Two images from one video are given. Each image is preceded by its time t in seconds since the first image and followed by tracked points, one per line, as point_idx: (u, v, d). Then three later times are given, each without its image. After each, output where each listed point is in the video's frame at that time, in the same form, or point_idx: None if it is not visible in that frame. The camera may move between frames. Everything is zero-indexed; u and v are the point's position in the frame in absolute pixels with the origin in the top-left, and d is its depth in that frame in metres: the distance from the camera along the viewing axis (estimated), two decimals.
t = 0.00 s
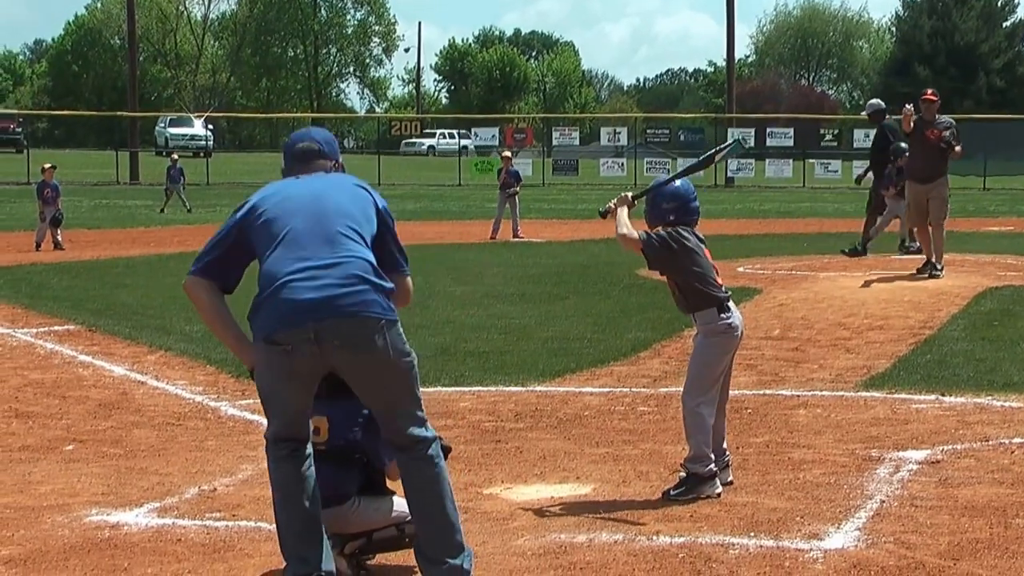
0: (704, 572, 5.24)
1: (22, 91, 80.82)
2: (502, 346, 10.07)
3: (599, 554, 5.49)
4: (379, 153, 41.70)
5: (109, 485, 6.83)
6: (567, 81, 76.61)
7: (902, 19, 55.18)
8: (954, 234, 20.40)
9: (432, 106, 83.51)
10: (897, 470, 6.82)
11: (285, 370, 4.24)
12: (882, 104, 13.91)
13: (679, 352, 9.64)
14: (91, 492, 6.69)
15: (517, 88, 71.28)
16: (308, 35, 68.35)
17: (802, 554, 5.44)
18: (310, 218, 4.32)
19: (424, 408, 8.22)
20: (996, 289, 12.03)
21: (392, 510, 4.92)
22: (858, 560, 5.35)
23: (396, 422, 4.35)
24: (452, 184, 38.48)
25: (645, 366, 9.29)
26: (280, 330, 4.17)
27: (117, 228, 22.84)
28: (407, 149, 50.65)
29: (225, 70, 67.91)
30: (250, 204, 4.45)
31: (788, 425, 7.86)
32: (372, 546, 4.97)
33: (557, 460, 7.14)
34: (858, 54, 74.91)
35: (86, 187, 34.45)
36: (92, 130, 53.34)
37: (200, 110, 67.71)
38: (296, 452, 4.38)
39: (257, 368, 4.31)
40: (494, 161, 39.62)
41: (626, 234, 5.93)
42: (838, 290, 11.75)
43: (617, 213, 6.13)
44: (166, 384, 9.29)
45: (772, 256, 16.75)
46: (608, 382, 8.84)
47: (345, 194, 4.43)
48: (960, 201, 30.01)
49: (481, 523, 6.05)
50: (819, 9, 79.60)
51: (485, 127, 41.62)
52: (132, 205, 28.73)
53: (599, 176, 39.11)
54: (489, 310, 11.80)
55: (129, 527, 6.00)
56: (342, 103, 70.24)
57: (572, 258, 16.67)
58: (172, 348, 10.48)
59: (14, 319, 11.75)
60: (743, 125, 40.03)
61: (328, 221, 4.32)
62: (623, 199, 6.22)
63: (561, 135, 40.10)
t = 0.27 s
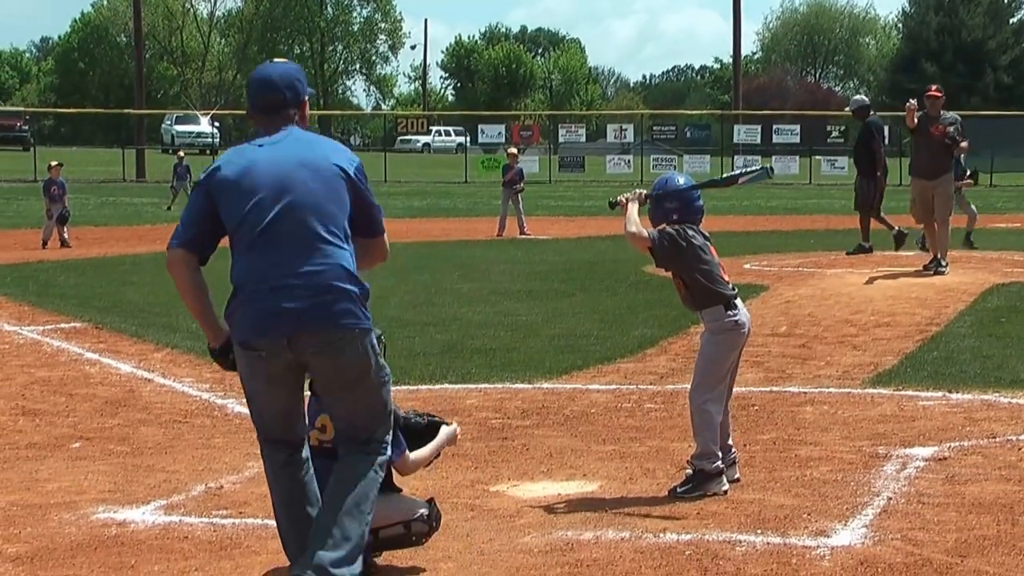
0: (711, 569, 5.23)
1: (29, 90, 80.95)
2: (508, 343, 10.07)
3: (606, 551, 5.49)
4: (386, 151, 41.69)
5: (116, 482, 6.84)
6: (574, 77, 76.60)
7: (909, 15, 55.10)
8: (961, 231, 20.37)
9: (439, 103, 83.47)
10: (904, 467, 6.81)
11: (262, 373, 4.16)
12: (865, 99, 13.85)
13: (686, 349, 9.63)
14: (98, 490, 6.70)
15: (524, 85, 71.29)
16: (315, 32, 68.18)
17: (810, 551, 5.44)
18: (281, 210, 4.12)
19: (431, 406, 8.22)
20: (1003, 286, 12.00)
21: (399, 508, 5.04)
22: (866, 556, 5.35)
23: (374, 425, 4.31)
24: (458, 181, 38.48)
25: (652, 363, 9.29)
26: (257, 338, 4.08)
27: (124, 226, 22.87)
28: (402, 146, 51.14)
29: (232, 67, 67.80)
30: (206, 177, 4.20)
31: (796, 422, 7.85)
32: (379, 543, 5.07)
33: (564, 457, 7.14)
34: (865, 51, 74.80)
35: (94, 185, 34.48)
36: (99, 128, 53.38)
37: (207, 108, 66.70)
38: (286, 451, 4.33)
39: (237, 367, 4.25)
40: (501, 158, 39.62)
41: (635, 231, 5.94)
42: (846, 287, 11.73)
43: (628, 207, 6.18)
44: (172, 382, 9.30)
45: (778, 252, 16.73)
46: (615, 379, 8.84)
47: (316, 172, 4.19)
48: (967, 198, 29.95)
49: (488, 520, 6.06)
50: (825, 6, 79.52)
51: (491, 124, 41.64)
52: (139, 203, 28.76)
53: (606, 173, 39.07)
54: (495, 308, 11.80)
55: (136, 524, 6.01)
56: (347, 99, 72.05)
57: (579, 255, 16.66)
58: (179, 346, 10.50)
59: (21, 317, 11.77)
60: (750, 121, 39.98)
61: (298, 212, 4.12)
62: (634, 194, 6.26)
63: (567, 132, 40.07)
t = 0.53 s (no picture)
0: (718, 566, 5.23)
1: (36, 88, 81.13)
2: (514, 339, 10.08)
3: (613, 548, 5.49)
4: (392, 148, 41.74)
5: (124, 479, 6.86)
6: (580, 75, 76.62)
7: (916, 12, 55.03)
8: (967, 227, 20.32)
9: (445, 100, 83.48)
10: (910, 464, 6.81)
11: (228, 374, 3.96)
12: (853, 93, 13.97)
13: (693, 346, 9.63)
14: (106, 487, 6.71)
15: (531, 82, 71.44)
16: (321, 29, 69.27)
17: (817, 548, 5.43)
18: (245, 200, 3.81)
19: (437, 403, 8.22)
20: (1010, 282, 11.99)
21: (403, 506, 5.05)
22: (873, 553, 5.35)
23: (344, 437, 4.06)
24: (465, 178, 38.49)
25: (659, 359, 9.29)
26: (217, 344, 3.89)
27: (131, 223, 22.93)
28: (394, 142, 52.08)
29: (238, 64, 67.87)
30: (172, 155, 3.90)
31: (802, 418, 7.85)
32: (386, 541, 5.12)
33: (570, 454, 7.15)
34: (871, 48, 74.68)
35: (100, 183, 34.55)
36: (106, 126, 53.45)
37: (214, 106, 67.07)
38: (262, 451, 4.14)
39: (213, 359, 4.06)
40: (507, 156, 39.65)
41: (648, 229, 5.93)
42: (853, 284, 11.71)
43: (639, 207, 6.14)
44: (179, 378, 9.32)
45: (784, 249, 16.72)
46: (621, 376, 8.85)
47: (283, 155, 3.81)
48: (973, 195, 29.89)
49: (495, 517, 6.06)
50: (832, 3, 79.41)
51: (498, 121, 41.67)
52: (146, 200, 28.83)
53: (612, 170, 39.05)
54: (502, 305, 11.80)
55: (143, 521, 6.03)
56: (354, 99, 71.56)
57: (586, 252, 16.67)
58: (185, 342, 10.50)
59: (29, 315, 11.80)
60: (756, 118, 39.98)
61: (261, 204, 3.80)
62: (645, 192, 6.21)
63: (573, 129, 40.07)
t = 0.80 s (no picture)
0: (724, 563, 5.24)
1: (43, 86, 81.23)
2: (521, 336, 10.08)
3: (619, 545, 5.50)
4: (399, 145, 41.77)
5: (131, 476, 6.88)
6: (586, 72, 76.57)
7: (923, 8, 54.93)
8: (975, 224, 20.27)
9: (451, 97, 83.52)
10: (917, 461, 6.80)
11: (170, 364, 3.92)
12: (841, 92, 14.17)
13: (699, 343, 9.63)
14: (113, 483, 6.74)
15: (537, 79, 71.52)
16: (327, 27, 70.24)
17: (823, 544, 5.43)
18: (178, 185, 3.77)
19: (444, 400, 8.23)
20: (1017, 279, 11.96)
21: (413, 503, 5.09)
22: (879, 550, 5.35)
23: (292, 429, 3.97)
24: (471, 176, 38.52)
25: (665, 356, 9.28)
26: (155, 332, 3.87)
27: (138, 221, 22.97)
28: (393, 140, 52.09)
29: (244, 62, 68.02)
30: (116, 136, 3.89)
31: (809, 415, 7.85)
32: (393, 538, 5.15)
33: (577, 451, 7.15)
34: (878, 44, 74.50)
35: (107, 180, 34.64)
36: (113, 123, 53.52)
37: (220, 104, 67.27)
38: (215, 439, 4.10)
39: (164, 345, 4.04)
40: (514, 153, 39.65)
41: (654, 226, 5.91)
42: (860, 281, 11.69)
43: (645, 203, 6.12)
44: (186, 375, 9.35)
45: (790, 246, 16.70)
46: (627, 373, 8.85)
47: (212, 133, 3.73)
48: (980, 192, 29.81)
49: (501, 514, 6.07)
50: None
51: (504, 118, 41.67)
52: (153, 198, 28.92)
53: (619, 167, 39.03)
54: (508, 302, 11.81)
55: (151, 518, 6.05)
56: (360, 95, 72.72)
57: (593, 249, 16.67)
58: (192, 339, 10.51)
59: (36, 312, 11.82)
60: (763, 115, 39.93)
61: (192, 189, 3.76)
62: (650, 189, 6.20)
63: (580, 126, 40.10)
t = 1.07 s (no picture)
0: (732, 560, 5.24)
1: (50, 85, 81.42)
2: (527, 334, 10.09)
3: (626, 542, 5.50)
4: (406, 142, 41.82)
5: (139, 473, 6.90)
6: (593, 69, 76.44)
7: (930, 5, 54.84)
8: (982, 221, 20.22)
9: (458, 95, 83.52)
10: (924, 458, 6.80)
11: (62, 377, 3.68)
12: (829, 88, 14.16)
13: (706, 340, 9.62)
14: (120, 481, 6.76)
15: (543, 77, 71.27)
16: (334, 24, 70.33)
17: (830, 542, 5.44)
18: (69, 186, 3.56)
19: (450, 397, 8.24)
20: None
21: (419, 488, 5.10)
22: (886, 547, 5.35)
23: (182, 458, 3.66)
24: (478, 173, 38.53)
25: (671, 354, 9.28)
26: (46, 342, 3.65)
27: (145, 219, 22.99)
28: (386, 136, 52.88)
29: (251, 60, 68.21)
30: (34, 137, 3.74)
31: (816, 412, 7.85)
32: (402, 527, 5.17)
33: (583, 448, 7.15)
34: (885, 41, 74.34)
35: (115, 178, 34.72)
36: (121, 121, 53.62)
37: (227, 102, 67.43)
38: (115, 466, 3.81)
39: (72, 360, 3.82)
40: (521, 150, 39.65)
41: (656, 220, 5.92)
42: (867, 278, 11.67)
43: (648, 200, 6.10)
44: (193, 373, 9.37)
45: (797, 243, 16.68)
46: (634, 370, 8.85)
47: (104, 133, 3.50)
48: (987, 189, 29.75)
49: (508, 511, 6.08)
50: None
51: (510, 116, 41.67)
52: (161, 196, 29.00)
53: (626, 165, 39.01)
54: (514, 299, 11.81)
55: (157, 515, 6.06)
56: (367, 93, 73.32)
57: (599, 246, 16.66)
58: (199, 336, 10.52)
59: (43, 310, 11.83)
60: (770, 112, 39.88)
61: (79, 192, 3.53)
62: (654, 186, 6.19)
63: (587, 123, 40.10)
